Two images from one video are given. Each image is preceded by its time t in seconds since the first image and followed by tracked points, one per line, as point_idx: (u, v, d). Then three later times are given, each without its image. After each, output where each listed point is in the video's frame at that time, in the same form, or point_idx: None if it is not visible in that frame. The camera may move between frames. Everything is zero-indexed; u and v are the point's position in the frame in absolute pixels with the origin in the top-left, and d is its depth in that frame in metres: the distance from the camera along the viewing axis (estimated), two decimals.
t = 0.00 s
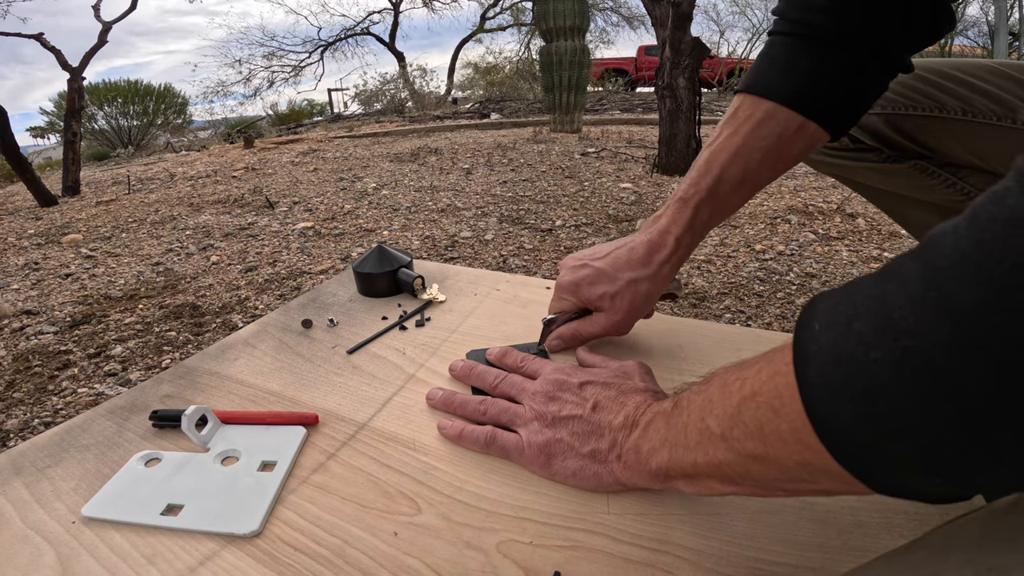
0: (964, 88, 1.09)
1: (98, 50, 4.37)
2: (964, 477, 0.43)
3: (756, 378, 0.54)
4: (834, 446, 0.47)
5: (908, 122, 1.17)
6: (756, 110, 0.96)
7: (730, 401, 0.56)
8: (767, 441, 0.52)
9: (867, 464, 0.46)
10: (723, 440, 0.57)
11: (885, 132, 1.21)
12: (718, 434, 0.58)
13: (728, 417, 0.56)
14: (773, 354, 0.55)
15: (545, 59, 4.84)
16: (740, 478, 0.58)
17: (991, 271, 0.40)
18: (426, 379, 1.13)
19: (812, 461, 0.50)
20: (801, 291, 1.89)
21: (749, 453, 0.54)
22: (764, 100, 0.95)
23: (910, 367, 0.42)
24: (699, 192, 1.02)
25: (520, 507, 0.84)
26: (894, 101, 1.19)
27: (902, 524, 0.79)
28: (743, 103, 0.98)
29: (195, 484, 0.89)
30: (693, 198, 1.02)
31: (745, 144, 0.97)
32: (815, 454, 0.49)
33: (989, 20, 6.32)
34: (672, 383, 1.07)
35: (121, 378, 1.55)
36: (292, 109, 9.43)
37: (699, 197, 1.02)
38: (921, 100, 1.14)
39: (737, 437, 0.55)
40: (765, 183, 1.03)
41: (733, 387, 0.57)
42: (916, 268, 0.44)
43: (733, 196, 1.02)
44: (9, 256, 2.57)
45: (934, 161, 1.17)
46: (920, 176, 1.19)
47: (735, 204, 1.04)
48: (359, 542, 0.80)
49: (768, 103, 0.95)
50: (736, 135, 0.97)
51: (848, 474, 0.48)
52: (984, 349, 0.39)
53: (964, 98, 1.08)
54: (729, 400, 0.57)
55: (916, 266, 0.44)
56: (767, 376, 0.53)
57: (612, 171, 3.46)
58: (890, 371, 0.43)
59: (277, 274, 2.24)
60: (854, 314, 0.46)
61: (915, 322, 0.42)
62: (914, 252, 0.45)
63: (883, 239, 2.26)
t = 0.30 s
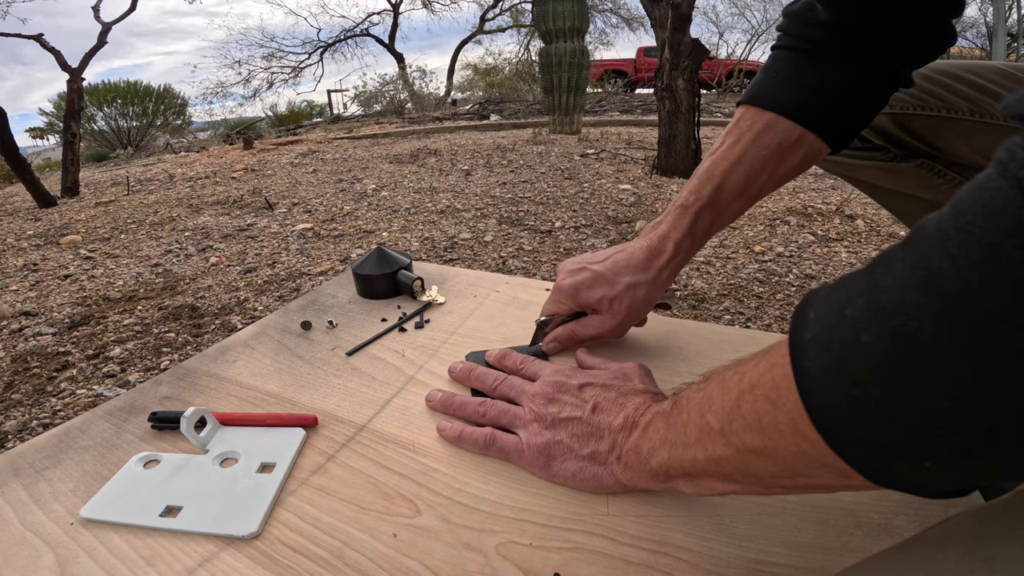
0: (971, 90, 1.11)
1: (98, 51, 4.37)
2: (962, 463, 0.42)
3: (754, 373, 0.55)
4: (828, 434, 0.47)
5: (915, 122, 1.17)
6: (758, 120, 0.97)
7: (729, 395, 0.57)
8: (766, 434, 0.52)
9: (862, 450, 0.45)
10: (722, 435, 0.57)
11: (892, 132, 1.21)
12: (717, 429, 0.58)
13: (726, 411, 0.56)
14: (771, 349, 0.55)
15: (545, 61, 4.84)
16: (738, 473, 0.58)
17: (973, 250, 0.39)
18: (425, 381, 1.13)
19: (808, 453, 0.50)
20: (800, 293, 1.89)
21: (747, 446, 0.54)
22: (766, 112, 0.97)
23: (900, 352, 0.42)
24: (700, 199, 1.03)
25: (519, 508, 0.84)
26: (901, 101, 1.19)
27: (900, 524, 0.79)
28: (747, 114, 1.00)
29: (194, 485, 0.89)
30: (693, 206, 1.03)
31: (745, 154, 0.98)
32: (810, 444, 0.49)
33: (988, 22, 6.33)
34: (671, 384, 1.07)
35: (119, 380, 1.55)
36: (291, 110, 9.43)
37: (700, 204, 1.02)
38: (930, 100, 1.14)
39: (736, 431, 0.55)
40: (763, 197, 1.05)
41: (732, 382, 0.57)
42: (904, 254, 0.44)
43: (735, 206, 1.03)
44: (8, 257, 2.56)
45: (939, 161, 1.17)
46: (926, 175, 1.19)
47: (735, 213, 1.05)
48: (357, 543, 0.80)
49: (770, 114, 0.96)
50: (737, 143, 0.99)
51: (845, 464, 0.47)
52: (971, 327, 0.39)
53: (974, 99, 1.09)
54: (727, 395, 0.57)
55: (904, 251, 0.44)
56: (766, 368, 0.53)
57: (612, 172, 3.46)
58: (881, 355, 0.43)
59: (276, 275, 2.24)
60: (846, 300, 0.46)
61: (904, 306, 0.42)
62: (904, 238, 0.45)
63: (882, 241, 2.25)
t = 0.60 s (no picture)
0: (971, 90, 1.11)
1: (98, 52, 4.36)
2: (962, 464, 0.42)
3: (754, 373, 0.55)
4: (829, 434, 0.47)
5: (917, 122, 1.17)
6: (752, 114, 0.97)
7: (729, 396, 0.57)
8: (766, 434, 0.52)
9: (863, 450, 0.45)
10: (722, 436, 0.57)
11: (894, 132, 1.22)
12: (717, 429, 0.58)
13: (727, 411, 0.56)
14: (770, 350, 0.55)
15: (545, 61, 4.84)
16: (739, 474, 0.58)
17: (973, 249, 0.39)
18: (425, 381, 1.13)
19: (808, 453, 0.50)
20: (799, 294, 1.89)
21: (747, 446, 0.54)
22: (761, 106, 0.96)
23: (901, 350, 0.42)
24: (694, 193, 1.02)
25: (519, 509, 0.84)
26: (901, 100, 1.19)
27: (900, 524, 0.79)
28: (741, 108, 0.99)
29: (193, 486, 0.89)
30: (687, 197, 1.02)
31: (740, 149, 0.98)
32: (811, 445, 0.49)
33: (987, 23, 6.32)
34: (671, 385, 1.07)
35: (118, 380, 1.54)
36: (291, 111, 9.43)
37: (695, 198, 1.02)
38: (931, 100, 1.14)
39: (735, 431, 0.55)
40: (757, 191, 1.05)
41: (732, 382, 0.57)
42: (905, 253, 0.44)
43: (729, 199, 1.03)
44: (7, 258, 2.56)
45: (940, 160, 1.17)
46: (927, 175, 1.19)
47: (730, 207, 1.05)
48: (357, 544, 0.80)
49: (766, 109, 0.96)
50: (731, 137, 0.98)
51: (846, 464, 0.47)
52: (971, 327, 0.39)
53: (975, 99, 1.09)
54: (727, 395, 0.57)
55: (905, 250, 0.44)
56: (765, 368, 0.53)
57: (611, 173, 3.46)
58: (881, 354, 0.43)
59: (275, 276, 2.24)
60: (847, 300, 0.46)
61: (905, 305, 0.42)
62: (905, 238, 0.45)
63: (881, 242, 2.26)
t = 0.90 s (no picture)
0: (971, 90, 1.11)
1: (98, 52, 4.36)
2: (962, 470, 0.42)
3: (754, 376, 0.55)
4: (829, 437, 0.47)
5: (915, 122, 1.17)
6: (753, 112, 0.97)
7: (729, 398, 0.57)
8: (766, 437, 0.52)
9: (862, 455, 0.45)
10: (722, 438, 0.57)
11: (893, 133, 1.21)
12: (717, 432, 0.58)
13: (727, 413, 0.56)
14: (770, 353, 0.55)
15: (545, 62, 4.84)
16: (738, 475, 0.58)
17: (977, 257, 0.39)
18: (425, 382, 1.13)
19: (808, 456, 0.50)
20: (799, 294, 1.89)
21: (746, 449, 0.54)
22: (761, 105, 0.96)
23: (902, 357, 0.42)
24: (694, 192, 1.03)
25: (518, 509, 0.84)
26: (900, 100, 1.19)
27: (900, 525, 0.79)
28: (741, 106, 0.99)
29: (193, 486, 0.89)
30: (687, 197, 1.02)
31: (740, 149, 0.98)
32: (810, 448, 0.49)
33: (986, 23, 6.33)
34: (671, 386, 1.07)
35: (117, 381, 1.54)
36: (291, 111, 9.43)
37: (695, 198, 1.02)
38: (930, 100, 1.14)
39: (736, 434, 0.55)
40: (757, 189, 1.05)
41: (732, 384, 0.57)
42: (908, 259, 0.44)
43: (728, 199, 1.04)
44: (7, 258, 2.56)
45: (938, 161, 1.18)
46: (925, 176, 1.20)
47: (729, 206, 1.05)
48: (357, 544, 0.80)
49: (767, 108, 0.96)
50: (731, 137, 0.99)
51: (846, 468, 0.47)
52: (974, 335, 0.39)
53: (974, 99, 1.09)
54: (728, 397, 0.57)
55: (908, 255, 0.44)
56: (765, 371, 0.53)
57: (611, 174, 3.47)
58: (883, 360, 0.43)
59: (275, 276, 2.24)
60: (848, 305, 0.46)
61: (909, 312, 0.42)
62: (908, 244, 0.45)
63: (881, 242, 2.26)
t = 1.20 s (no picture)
0: (971, 90, 1.11)
1: (98, 52, 4.37)
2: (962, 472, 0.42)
3: (755, 378, 0.55)
4: (829, 439, 0.47)
5: (916, 122, 1.17)
6: (756, 114, 0.97)
7: (730, 399, 0.57)
8: (766, 438, 0.52)
9: (864, 457, 0.45)
10: (722, 439, 0.57)
11: (893, 133, 1.21)
12: (717, 433, 0.58)
13: (728, 414, 0.56)
14: (771, 355, 0.55)
15: (545, 62, 4.84)
16: (739, 476, 0.58)
17: (981, 260, 0.39)
18: (424, 382, 1.13)
19: (808, 458, 0.50)
20: (799, 294, 1.89)
21: (747, 451, 0.54)
22: (763, 108, 0.96)
23: (904, 359, 0.42)
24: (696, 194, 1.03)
25: (519, 509, 0.84)
26: (900, 101, 1.19)
27: (900, 525, 0.79)
28: (744, 109, 0.99)
29: (193, 486, 0.89)
30: (688, 198, 1.02)
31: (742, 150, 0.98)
32: (811, 449, 0.49)
33: (986, 23, 6.33)
34: (670, 386, 1.07)
35: (117, 381, 1.54)
36: (291, 111, 9.43)
37: (697, 199, 1.02)
38: (930, 100, 1.14)
39: (736, 435, 0.55)
40: (761, 192, 1.04)
41: (733, 386, 0.57)
42: (910, 262, 0.44)
43: (730, 201, 1.03)
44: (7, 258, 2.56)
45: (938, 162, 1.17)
46: (926, 176, 1.20)
47: (731, 208, 1.05)
48: (357, 544, 0.80)
49: (768, 110, 0.96)
50: (734, 138, 0.99)
51: (847, 469, 0.47)
52: (976, 338, 0.39)
53: (974, 100, 1.09)
54: (728, 399, 0.57)
55: (910, 258, 0.44)
56: (766, 373, 0.53)
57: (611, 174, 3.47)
58: (885, 363, 0.43)
59: (275, 276, 2.24)
60: (850, 307, 0.46)
61: (912, 315, 0.42)
62: (909, 247, 0.45)
63: (881, 242, 2.26)
